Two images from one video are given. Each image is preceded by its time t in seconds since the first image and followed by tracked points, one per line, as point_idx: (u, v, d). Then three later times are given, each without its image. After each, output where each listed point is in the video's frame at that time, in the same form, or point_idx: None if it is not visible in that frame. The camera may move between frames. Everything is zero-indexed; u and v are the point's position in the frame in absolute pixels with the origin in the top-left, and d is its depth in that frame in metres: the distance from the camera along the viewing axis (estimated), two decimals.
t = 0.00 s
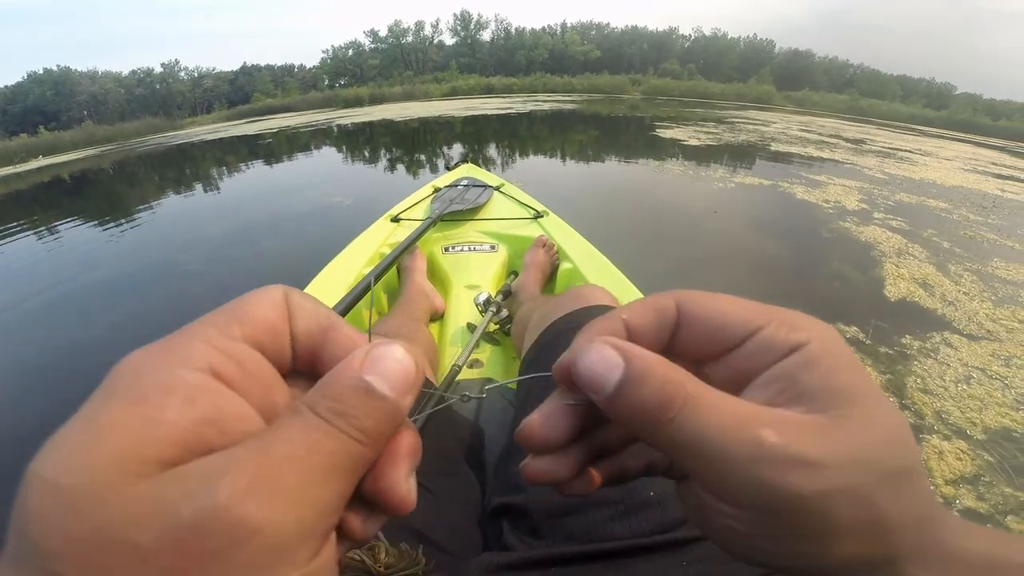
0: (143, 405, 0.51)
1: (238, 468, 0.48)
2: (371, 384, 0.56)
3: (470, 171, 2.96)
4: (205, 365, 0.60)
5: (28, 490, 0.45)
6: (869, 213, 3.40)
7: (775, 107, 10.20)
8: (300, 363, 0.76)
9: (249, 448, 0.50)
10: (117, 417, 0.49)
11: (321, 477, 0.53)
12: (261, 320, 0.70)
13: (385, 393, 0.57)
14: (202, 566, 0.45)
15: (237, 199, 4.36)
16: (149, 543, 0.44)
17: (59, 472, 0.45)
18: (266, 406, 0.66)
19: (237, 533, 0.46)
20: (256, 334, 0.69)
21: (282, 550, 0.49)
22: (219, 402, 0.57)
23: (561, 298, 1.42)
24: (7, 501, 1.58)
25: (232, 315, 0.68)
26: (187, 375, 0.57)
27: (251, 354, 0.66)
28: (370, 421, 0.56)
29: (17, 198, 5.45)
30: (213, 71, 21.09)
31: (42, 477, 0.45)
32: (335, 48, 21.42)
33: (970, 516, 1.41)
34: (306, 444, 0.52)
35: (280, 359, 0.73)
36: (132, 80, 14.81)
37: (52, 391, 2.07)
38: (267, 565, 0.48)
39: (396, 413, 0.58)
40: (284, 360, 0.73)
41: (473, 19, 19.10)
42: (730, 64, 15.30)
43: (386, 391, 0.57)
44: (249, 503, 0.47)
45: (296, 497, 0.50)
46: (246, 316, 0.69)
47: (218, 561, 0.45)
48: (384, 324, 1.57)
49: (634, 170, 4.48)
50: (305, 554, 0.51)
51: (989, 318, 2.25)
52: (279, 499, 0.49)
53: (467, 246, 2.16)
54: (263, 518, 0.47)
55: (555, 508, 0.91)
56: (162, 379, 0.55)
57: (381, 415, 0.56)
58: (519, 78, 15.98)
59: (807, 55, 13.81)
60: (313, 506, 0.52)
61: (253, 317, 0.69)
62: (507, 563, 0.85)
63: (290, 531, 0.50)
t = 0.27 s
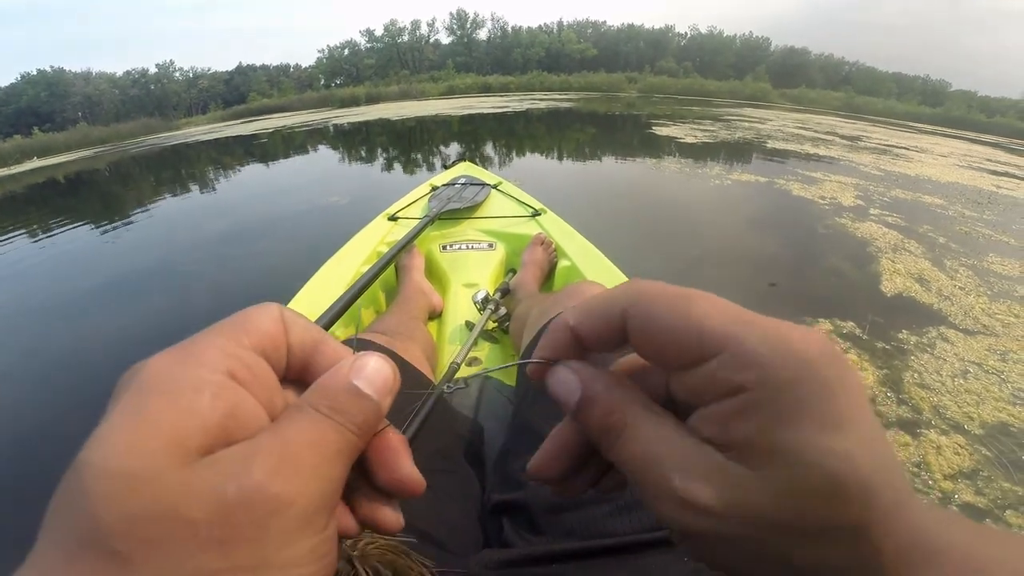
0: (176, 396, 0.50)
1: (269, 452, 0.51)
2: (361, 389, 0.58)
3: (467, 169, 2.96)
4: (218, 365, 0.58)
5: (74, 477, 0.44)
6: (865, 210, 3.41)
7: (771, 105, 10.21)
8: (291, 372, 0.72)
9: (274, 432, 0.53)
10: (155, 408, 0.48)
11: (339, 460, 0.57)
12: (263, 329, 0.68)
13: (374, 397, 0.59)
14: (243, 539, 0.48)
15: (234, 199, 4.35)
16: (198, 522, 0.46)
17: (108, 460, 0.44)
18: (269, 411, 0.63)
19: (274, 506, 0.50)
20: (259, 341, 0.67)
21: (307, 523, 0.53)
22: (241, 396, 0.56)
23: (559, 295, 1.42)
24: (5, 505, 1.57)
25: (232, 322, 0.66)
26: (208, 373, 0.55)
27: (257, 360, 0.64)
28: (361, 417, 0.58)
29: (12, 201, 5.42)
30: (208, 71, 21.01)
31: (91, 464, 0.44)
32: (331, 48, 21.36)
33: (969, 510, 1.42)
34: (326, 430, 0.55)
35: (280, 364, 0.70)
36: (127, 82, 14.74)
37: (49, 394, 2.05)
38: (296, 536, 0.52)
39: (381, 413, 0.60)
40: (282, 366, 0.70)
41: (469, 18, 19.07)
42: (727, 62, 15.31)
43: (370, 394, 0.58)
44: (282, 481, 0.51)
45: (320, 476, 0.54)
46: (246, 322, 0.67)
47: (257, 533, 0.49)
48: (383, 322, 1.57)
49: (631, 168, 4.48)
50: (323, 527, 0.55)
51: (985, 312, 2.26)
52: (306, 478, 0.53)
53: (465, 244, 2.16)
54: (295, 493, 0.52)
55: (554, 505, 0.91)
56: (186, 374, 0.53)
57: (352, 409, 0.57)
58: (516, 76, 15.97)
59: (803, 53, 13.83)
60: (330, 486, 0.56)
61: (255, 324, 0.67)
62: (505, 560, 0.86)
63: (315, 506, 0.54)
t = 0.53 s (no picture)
0: (191, 395, 0.52)
1: (277, 447, 0.51)
2: (374, 391, 0.58)
3: (469, 167, 2.96)
4: (236, 367, 0.59)
5: (91, 467, 0.46)
6: (867, 205, 3.40)
7: (773, 101, 10.17)
8: (306, 377, 0.73)
9: (285, 429, 0.53)
10: (172, 405, 0.50)
11: (347, 459, 0.56)
12: (279, 333, 0.68)
13: (387, 398, 0.59)
14: (249, 534, 0.48)
15: (236, 199, 4.36)
16: (204, 514, 0.46)
17: (125, 451, 0.46)
18: (285, 411, 0.63)
19: (279, 500, 0.50)
20: (276, 345, 0.68)
21: (314, 521, 0.52)
22: (256, 398, 0.57)
23: (561, 292, 1.42)
24: (10, 504, 1.58)
25: (251, 327, 0.67)
26: (225, 375, 0.57)
27: (273, 362, 0.65)
28: (375, 418, 0.58)
29: (15, 202, 5.44)
30: (209, 71, 21.03)
31: (108, 456, 0.46)
32: (331, 47, 21.35)
33: (973, 506, 1.42)
34: (335, 429, 0.55)
35: (297, 366, 0.71)
36: (128, 82, 14.76)
37: (53, 394, 2.06)
38: (301, 533, 0.51)
39: (392, 413, 0.60)
40: (297, 370, 0.71)
41: (469, 16, 19.04)
42: (728, 59, 15.27)
43: (382, 396, 0.59)
44: (287, 478, 0.51)
45: (327, 475, 0.54)
46: (262, 326, 0.68)
47: (262, 528, 0.49)
48: (386, 320, 1.57)
49: (633, 165, 4.47)
50: (330, 527, 0.55)
51: (989, 307, 2.26)
52: (313, 475, 0.53)
53: (467, 242, 2.16)
54: (302, 489, 0.51)
55: (557, 502, 0.91)
56: (203, 375, 0.55)
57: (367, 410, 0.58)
58: (516, 75, 15.94)
59: (804, 48, 13.78)
60: (338, 484, 0.55)
61: (271, 328, 0.68)
62: (507, 557, 0.86)
63: (321, 504, 0.53)
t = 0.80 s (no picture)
0: (166, 393, 0.52)
1: (253, 444, 0.50)
2: (359, 382, 0.57)
3: (467, 166, 2.95)
4: (213, 361, 0.58)
5: (63, 467, 0.46)
6: (865, 203, 3.41)
7: (770, 100, 10.19)
8: (292, 366, 0.72)
9: (263, 426, 0.53)
10: (145, 403, 0.50)
11: (329, 456, 0.55)
12: (260, 325, 0.67)
13: (371, 389, 0.58)
14: (224, 534, 0.47)
15: (233, 199, 4.35)
16: (176, 513, 0.46)
17: (97, 449, 0.46)
18: (266, 405, 0.63)
19: (254, 501, 0.49)
20: (257, 337, 0.66)
21: (293, 520, 0.52)
22: (233, 394, 0.57)
23: (559, 291, 1.41)
24: (6, 506, 1.57)
25: (230, 318, 0.66)
26: (201, 370, 0.56)
27: (253, 355, 0.64)
28: (361, 412, 0.57)
29: (11, 203, 5.42)
30: (205, 71, 20.96)
31: (80, 455, 0.46)
32: (328, 47, 21.30)
33: (971, 504, 1.42)
34: (315, 425, 0.54)
35: (281, 358, 0.70)
36: (124, 83, 14.72)
37: (50, 395, 2.06)
38: (278, 534, 0.50)
39: (377, 407, 0.58)
40: (282, 361, 0.70)
41: (466, 15, 19.01)
42: (725, 58, 15.28)
43: (370, 388, 0.58)
44: (264, 476, 0.50)
45: (307, 473, 0.53)
46: (242, 317, 0.67)
47: (237, 528, 0.48)
48: (383, 320, 1.57)
49: (631, 164, 4.47)
50: (312, 526, 0.54)
51: (986, 305, 2.26)
52: (292, 473, 0.52)
53: (465, 241, 2.16)
54: (280, 488, 0.50)
55: (554, 503, 0.91)
56: (179, 372, 0.55)
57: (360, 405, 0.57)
58: (514, 74, 15.92)
59: (801, 47, 13.80)
60: (319, 483, 0.54)
61: (252, 319, 0.67)
62: (505, 559, 0.86)
63: (301, 503, 0.52)
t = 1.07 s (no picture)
0: (160, 404, 0.52)
1: (252, 458, 0.50)
2: (363, 391, 0.56)
3: (469, 171, 2.96)
4: (211, 370, 0.59)
5: (56, 480, 0.47)
6: (866, 208, 3.40)
7: (772, 104, 10.20)
8: (298, 369, 0.74)
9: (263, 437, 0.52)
10: (140, 413, 0.51)
11: (330, 470, 0.54)
12: (262, 329, 0.69)
13: (374, 398, 0.56)
14: (217, 551, 0.46)
15: (236, 201, 4.36)
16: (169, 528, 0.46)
17: (88, 461, 0.47)
18: (268, 412, 0.64)
19: (249, 519, 0.47)
20: (259, 342, 0.68)
21: (293, 536, 0.50)
22: (229, 402, 0.57)
23: (561, 298, 1.42)
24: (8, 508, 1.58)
25: (230, 324, 0.67)
26: (196, 380, 0.57)
27: (253, 360, 0.66)
28: (364, 422, 0.56)
29: (15, 204, 5.44)
30: (208, 73, 21.07)
31: (72, 467, 0.47)
32: (332, 50, 21.39)
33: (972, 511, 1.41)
34: (317, 439, 0.53)
35: (284, 362, 0.72)
36: (128, 85, 14.80)
37: (52, 396, 2.06)
38: (276, 552, 0.49)
39: (382, 415, 0.57)
40: (285, 364, 0.72)
41: (469, 19, 19.09)
42: (727, 62, 15.30)
43: (376, 396, 0.56)
44: (261, 493, 0.48)
45: (308, 489, 0.52)
46: (243, 323, 0.69)
47: (231, 547, 0.47)
48: (385, 324, 1.58)
49: (633, 168, 4.48)
50: (312, 542, 0.53)
51: (988, 311, 2.26)
52: (291, 487, 0.50)
53: (467, 246, 2.16)
54: (279, 505, 0.49)
55: (555, 510, 0.90)
56: (175, 382, 0.55)
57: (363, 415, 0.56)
58: (516, 77, 15.96)
59: (804, 52, 13.82)
60: (320, 499, 0.53)
61: (252, 324, 0.68)
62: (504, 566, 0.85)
63: (300, 519, 0.51)
